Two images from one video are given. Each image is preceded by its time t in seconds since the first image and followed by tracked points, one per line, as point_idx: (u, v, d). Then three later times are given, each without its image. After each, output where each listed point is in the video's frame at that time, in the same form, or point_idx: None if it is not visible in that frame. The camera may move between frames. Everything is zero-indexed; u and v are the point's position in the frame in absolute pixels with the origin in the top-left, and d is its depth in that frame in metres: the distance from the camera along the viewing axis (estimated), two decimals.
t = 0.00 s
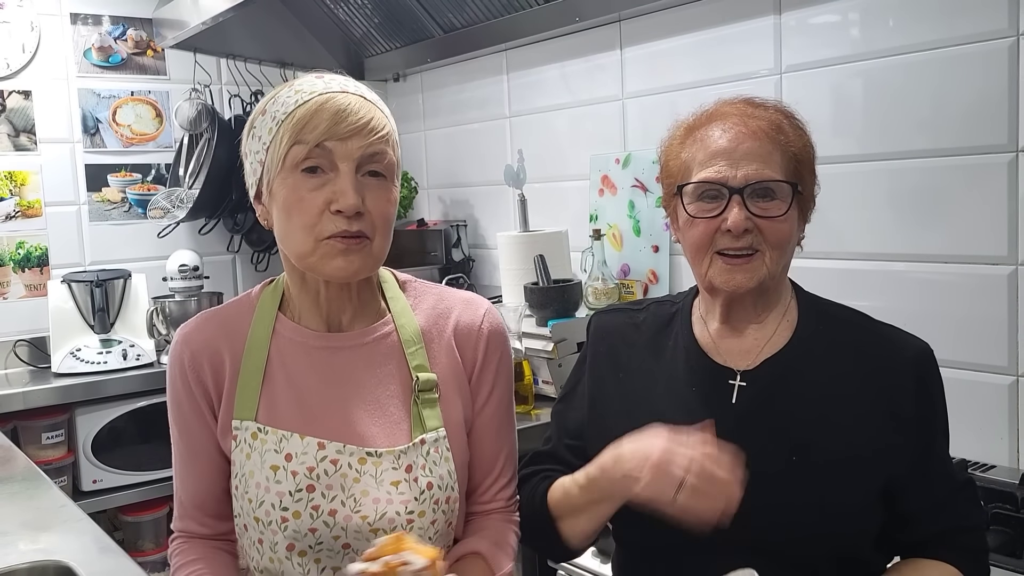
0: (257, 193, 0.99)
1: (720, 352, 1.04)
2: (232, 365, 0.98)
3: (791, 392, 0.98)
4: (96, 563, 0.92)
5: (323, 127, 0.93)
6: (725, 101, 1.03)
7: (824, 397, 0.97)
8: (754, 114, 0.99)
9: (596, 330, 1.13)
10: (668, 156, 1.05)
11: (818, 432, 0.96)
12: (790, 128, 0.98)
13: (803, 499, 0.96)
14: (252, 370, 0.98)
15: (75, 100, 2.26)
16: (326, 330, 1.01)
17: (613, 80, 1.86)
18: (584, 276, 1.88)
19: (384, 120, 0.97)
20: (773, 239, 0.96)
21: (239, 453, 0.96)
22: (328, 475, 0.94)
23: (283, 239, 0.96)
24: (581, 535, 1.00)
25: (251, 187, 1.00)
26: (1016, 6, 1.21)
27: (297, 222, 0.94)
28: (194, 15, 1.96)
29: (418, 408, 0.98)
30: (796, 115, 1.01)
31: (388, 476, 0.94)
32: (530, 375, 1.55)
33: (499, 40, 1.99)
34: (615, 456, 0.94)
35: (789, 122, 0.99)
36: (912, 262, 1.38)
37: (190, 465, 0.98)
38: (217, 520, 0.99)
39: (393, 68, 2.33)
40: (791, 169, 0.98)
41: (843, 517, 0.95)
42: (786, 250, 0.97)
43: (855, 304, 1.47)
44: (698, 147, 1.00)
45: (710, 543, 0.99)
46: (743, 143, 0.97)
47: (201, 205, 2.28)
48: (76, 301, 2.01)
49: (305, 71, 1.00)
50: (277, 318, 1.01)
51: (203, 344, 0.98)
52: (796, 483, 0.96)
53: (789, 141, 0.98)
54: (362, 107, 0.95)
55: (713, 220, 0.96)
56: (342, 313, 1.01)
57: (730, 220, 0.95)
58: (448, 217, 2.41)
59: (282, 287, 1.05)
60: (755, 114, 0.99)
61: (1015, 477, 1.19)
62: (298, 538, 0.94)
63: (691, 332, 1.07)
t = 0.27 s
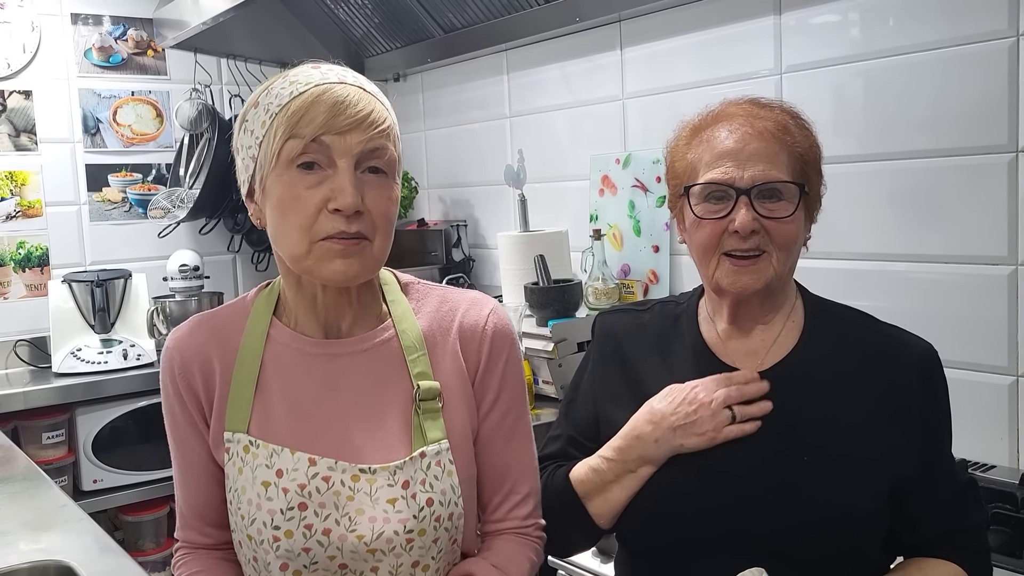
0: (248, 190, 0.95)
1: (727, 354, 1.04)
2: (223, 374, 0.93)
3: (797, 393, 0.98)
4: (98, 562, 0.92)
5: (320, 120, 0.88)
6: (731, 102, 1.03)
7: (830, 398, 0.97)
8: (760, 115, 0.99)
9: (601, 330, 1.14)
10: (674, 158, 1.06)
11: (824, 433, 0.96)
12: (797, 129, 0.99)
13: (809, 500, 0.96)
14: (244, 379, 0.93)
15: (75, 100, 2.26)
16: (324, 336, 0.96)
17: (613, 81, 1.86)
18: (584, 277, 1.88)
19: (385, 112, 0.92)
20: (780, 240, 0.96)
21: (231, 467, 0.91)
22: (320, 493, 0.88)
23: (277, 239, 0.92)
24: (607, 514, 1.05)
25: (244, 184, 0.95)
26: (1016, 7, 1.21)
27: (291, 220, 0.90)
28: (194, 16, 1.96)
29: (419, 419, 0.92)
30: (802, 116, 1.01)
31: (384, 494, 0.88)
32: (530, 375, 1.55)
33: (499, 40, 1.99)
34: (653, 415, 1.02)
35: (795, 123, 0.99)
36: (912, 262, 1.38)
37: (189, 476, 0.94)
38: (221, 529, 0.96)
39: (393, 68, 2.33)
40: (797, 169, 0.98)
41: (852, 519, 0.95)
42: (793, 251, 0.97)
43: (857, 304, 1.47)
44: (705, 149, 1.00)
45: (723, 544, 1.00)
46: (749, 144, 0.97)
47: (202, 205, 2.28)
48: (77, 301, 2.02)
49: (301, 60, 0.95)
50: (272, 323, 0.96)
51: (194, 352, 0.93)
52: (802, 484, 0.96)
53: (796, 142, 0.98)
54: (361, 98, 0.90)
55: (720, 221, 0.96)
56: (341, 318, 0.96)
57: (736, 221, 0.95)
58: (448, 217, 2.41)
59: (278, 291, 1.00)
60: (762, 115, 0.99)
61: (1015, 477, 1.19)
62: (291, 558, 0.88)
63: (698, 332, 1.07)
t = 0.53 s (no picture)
0: (240, 189, 0.94)
1: (732, 352, 1.04)
2: (215, 378, 0.92)
3: (804, 391, 0.98)
4: (99, 561, 0.93)
5: (312, 121, 0.86)
6: (738, 98, 1.03)
7: (835, 400, 0.97)
8: (768, 112, 0.99)
9: (606, 328, 1.14)
10: (681, 155, 1.06)
11: (830, 434, 0.96)
12: (805, 126, 0.98)
13: (815, 501, 0.96)
14: (237, 385, 0.92)
15: (76, 99, 2.26)
16: (317, 344, 0.93)
17: (613, 79, 1.86)
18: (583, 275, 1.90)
19: (382, 112, 0.89)
20: (787, 237, 0.96)
21: (225, 478, 0.91)
22: (309, 511, 0.87)
23: (265, 242, 0.90)
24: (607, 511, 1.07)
25: (237, 184, 0.94)
26: (1016, 5, 1.21)
27: (279, 225, 0.88)
28: (194, 15, 1.96)
29: (415, 430, 0.88)
30: (809, 114, 1.01)
31: (375, 513, 0.86)
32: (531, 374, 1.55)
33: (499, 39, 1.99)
34: (650, 411, 1.03)
35: (803, 120, 0.99)
36: (913, 261, 1.38)
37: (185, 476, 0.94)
38: (221, 526, 0.97)
39: (393, 67, 2.34)
40: (805, 166, 0.98)
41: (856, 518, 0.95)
42: (800, 249, 0.97)
43: (859, 303, 1.47)
44: (711, 145, 1.00)
45: (727, 542, 1.00)
46: (756, 140, 0.97)
47: (202, 204, 2.29)
48: (77, 300, 2.02)
49: (299, 53, 0.92)
50: (265, 329, 0.94)
51: (186, 356, 0.92)
52: (807, 485, 0.96)
53: (803, 139, 0.98)
54: (356, 99, 0.87)
55: (728, 218, 0.97)
56: (335, 326, 0.92)
57: (743, 218, 0.95)
58: (449, 216, 2.41)
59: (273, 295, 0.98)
60: (770, 112, 0.99)
61: (1015, 475, 1.19)
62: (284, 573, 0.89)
63: (703, 330, 1.07)
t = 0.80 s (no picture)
0: (241, 186, 0.94)
1: (739, 347, 1.04)
2: (218, 375, 0.92)
3: (811, 390, 0.98)
4: (99, 560, 0.93)
5: (315, 122, 0.86)
6: (758, 96, 1.04)
7: (842, 399, 0.97)
8: (788, 109, 0.99)
9: (613, 323, 1.14)
10: (698, 149, 1.06)
11: (835, 433, 0.96)
12: (822, 125, 0.99)
13: (818, 499, 0.96)
14: (240, 382, 0.91)
15: (76, 98, 2.26)
16: (318, 341, 0.93)
17: (614, 78, 1.86)
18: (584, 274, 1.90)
19: (386, 116, 0.90)
20: (804, 231, 0.95)
21: (228, 473, 0.91)
22: (312, 505, 0.86)
23: (269, 241, 0.90)
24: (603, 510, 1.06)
25: (237, 177, 0.94)
26: (1016, 4, 1.21)
27: (282, 224, 0.88)
28: (194, 15, 1.96)
29: (416, 426, 0.88)
30: (829, 115, 1.01)
31: (377, 508, 0.86)
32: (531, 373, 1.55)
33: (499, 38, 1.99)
34: (644, 415, 1.03)
35: (824, 119, 0.99)
36: (914, 260, 1.38)
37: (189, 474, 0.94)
38: (225, 524, 0.96)
39: (394, 66, 2.34)
40: (822, 163, 0.98)
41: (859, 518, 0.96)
42: (815, 245, 0.97)
43: (862, 302, 1.46)
44: (729, 138, 1.00)
45: (729, 540, 1.00)
46: (775, 134, 0.97)
47: (202, 204, 2.29)
48: (77, 299, 2.02)
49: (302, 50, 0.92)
50: (268, 326, 0.94)
51: (189, 354, 0.93)
52: (812, 484, 0.96)
53: (821, 137, 0.98)
54: (360, 100, 0.87)
55: (745, 209, 0.96)
56: (336, 324, 0.93)
57: (762, 208, 0.95)
58: (449, 215, 2.41)
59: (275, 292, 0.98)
60: (788, 109, 0.99)
61: (1016, 474, 1.19)
62: (286, 568, 0.89)
63: (712, 324, 1.07)
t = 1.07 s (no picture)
0: (248, 183, 0.99)
1: (750, 347, 1.02)
2: (222, 363, 0.99)
3: (820, 390, 0.98)
4: (100, 559, 0.93)
5: (324, 128, 0.92)
6: (763, 96, 1.00)
7: (850, 398, 0.97)
8: (795, 116, 0.95)
9: (618, 323, 1.13)
10: (703, 152, 1.03)
11: (843, 432, 0.96)
12: (833, 127, 0.96)
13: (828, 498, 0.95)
14: (244, 369, 0.98)
15: (76, 98, 2.27)
16: (320, 328, 1.01)
17: (614, 77, 1.86)
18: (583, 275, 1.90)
19: (386, 121, 0.96)
20: (809, 247, 0.95)
21: (230, 453, 0.97)
22: (313, 478, 0.93)
23: (276, 239, 0.96)
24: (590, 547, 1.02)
25: (247, 175, 1.00)
26: (1017, 3, 1.21)
27: (290, 224, 0.94)
28: (194, 14, 1.97)
29: (410, 406, 0.97)
30: (837, 114, 0.98)
31: (375, 478, 0.93)
32: (531, 372, 1.55)
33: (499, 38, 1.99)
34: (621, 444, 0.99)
35: (832, 123, 0.96)
36: (914, 259, 1.38)
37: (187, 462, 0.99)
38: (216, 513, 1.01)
39: (394, 66, 2.34)
40: (831, 171, 0.96)
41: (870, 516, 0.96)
42: (822, 258, 0.96)
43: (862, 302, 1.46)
44: (733, 149, 0.98)
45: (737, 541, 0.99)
46: (781, 147, 0.94)
47: (205, 202, 2.30)
48: (78, 299, 2.02)
49: (311, 57, 0.98)
50: (269, 315, 1.01)
51: (194, 343, 0.99)
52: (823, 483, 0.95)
53: (830, 140, 0.95)
54: (365, 109, 0.93)
55: (751, 228, 0.95)
56: (338, 312, 1.01)
57: (767, 230, 0.94)
58: (449, 215, 2.41)
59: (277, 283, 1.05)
60: (796, 117, 0.96)
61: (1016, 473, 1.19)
62: (285, 541, 0.94)
63: (719, 322, 1.06)
